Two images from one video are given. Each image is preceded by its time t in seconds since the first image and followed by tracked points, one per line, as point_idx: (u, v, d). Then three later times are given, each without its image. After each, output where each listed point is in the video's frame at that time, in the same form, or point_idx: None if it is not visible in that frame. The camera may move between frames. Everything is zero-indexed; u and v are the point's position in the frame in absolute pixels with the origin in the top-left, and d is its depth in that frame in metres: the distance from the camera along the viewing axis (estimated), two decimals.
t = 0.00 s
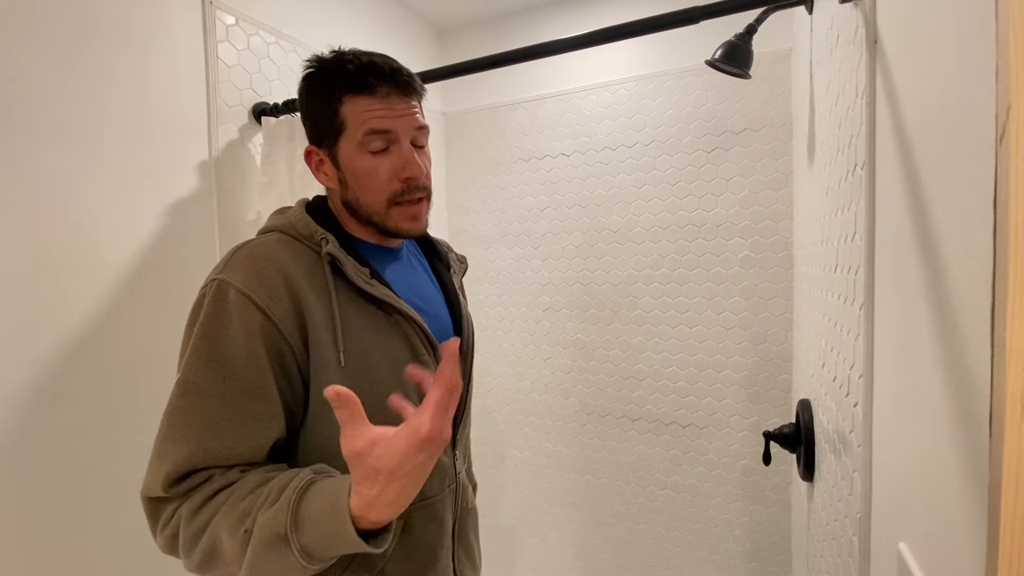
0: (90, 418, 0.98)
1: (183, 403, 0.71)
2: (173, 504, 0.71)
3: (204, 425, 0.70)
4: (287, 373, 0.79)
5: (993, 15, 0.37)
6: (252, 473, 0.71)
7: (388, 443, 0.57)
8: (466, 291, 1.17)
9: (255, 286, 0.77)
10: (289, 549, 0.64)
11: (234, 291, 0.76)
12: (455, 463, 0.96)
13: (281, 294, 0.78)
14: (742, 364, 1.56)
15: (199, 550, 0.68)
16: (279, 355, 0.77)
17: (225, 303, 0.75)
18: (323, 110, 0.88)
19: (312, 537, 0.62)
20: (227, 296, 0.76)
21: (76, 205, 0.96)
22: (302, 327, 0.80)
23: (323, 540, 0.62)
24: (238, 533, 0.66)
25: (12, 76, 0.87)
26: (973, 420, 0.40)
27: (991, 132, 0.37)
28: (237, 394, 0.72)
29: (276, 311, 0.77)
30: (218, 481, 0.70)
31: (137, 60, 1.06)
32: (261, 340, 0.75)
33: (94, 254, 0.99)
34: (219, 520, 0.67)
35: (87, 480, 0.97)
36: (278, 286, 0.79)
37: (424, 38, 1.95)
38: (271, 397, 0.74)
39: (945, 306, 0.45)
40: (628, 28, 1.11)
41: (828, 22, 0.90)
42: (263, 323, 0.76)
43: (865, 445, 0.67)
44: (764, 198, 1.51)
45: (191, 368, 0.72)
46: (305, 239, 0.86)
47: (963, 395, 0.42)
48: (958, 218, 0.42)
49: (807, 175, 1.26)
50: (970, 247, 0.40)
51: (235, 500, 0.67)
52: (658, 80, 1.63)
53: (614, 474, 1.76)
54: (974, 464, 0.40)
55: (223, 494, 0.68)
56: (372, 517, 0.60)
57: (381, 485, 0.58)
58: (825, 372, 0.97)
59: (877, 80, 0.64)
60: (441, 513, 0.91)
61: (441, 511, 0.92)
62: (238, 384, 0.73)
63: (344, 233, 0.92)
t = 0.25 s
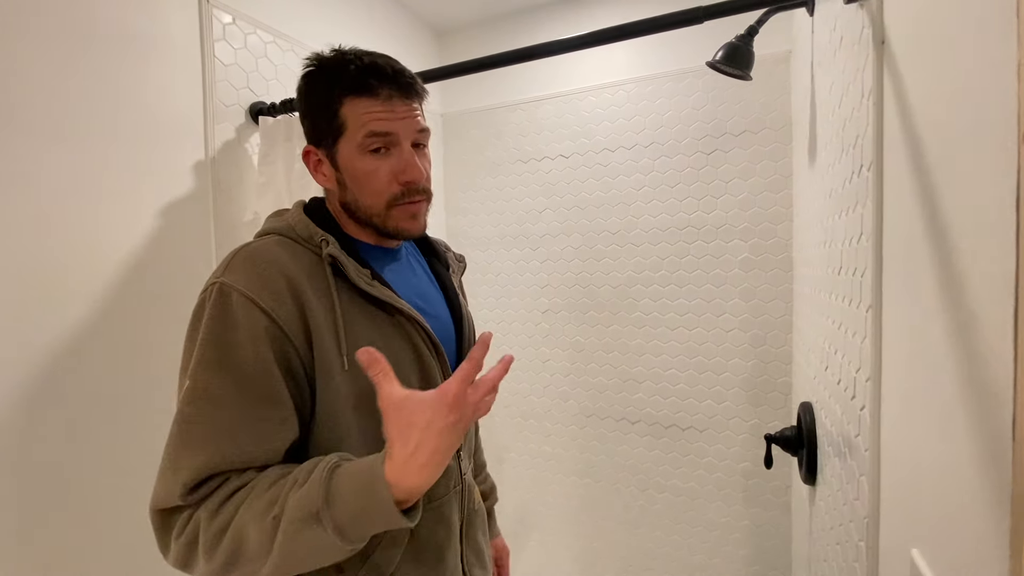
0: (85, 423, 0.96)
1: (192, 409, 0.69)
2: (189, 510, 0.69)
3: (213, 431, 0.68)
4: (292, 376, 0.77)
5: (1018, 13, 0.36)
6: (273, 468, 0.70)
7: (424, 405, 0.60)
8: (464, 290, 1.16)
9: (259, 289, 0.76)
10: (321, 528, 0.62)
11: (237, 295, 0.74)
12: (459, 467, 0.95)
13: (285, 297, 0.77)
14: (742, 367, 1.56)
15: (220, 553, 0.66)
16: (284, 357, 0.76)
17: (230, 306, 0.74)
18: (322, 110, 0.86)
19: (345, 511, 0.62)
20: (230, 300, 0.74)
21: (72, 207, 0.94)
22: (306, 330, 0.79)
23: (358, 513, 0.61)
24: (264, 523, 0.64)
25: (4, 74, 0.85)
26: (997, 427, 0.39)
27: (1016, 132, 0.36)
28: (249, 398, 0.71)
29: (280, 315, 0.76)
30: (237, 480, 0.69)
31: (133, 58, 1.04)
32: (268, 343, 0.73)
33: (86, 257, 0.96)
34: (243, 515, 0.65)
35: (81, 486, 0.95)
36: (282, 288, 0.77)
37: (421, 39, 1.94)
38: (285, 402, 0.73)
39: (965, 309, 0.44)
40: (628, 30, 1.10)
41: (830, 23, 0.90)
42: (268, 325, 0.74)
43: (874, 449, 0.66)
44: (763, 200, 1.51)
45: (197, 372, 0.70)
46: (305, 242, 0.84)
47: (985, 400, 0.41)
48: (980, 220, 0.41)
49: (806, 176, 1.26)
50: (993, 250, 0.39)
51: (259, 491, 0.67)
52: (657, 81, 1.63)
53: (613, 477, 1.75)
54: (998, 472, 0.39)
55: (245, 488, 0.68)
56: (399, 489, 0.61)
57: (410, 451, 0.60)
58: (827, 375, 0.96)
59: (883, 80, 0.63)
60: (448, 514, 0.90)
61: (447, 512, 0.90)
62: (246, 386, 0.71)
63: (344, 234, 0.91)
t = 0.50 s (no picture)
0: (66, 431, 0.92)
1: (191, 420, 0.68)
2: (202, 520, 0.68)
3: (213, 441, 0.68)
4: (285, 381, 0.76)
5: None
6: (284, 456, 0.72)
7: (426, 370, 0.82)
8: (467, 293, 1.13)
9: (253, 295, 0.74)
10: (359, 484, 0.69)
11: (229, 300, 0.72)
12: (457, 476, 0.92)
13: (279, 302, 0.76)
14: (743, 371, 1.53)
15: (252, 547, 0.67)
16: (278, 363, 0.75)
17: (222, 313, 0.72)
18: (330, 115, 0.81)
19: (378, 467, 0.70)
20: (222, 306, 0.72)
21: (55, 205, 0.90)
22: (300, 334, 0.77)
23: (390, 465, 0.71)
24: (299, 501, 0.68)
25: None
26: None
27: None
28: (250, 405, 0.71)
29: (274, 319, 0.75)
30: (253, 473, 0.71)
31: (119, 52, 1.00)
32: (263, 350, 0.72)
33: (62, 258, 0.92)
34: (273, 503, 0.68)
35: (62, 497, 0.91)
36: (275, 293, 0.76)
37: (418, 38, 1.91)
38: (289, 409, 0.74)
39: (1001, 313, 0.42)
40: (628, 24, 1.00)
41: (838, 20, 0.88)
42: (262, 332, 0.73)
43: (890, 457, 0.64)
44: (764, 203, 1.49)
45: (195, 383, 0.69)
46: (298, 246, 0.81)
47: None
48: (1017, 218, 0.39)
49: (807, 174, 1.24)
50: None
51: (282, 478, 0.69)
52: (657, 82, 1.61)
53: (612, 483, 1.72)
54: None
55: (266, 479, 0.70)
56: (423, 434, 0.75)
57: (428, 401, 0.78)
58: (835, 380, 0.94)
59: (900, 76, 0.61)
60: (445, 528, 0.87)
61: (445, 526, 0.87)
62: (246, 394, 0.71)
63: (340, 237, 0.88)
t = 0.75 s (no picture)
0: (44, 443, 0.87)
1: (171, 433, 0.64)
2: (185, 541, 0.65)
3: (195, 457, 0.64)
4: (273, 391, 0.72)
5: None
6: (272, 474, 0.68)
7: (424, 381, 0.78)
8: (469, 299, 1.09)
9: (241, 301, 0.70)
10: (350, 504, 0.65)
11: (216, 307, 0.68)
12: (454, 492, 0.88)
13: (268, 308, 0.72)
14: (746, 376, 1.50)
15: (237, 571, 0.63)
16: (266, 372, 0.71)
17: (208, 320, 0.68)
18: (340, 120, 0.77)
19: (370, 486, 0.66)
20: (208, 313, 0.68)
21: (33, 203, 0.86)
22: (290, 342, 0.73)
23: (383, 483, 0.67)
24: (286, 523, 0.64)
25: None
26: None
27: None
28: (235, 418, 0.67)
29: (263, 328, 0.71)
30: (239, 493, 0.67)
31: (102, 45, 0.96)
32: (251, 359, 0.68)
33: (60, 256, 0.90)
34: (257, 525, 0.64)
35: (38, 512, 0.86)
36: (264, 299, 0.72)
37: (415, 36, 1.88)
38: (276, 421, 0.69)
39: None
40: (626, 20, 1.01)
41: (852, 15, 0.85)
42: (250, 340, 0.69)
43: (916, 471, 0.61)
44: (767, 205, 1.46)
45: (178, 394, 0.65)
46: (291, 250, 0.77)
47: None
48: None
49: (814, 175, 1.21)
50: None
51: (268, 499, 0.65)
52: (658, 82, 1.58)
53: (613, 491, 1.68)
54: None
55: (252, 500, 0.66)
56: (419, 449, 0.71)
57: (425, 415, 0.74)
58: (847, 387, 0.91)
59: (927, 68, 0.58)
60: (441, 547, 0.83)
61: (440, 546, 0.83)
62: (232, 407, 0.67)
63: (336, 240, 0.84)
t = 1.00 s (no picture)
0: (17, 453, 0.82)
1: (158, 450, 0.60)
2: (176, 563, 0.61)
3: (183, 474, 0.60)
4: (269, 399, 0.68)
5: None
6: (268, 491, 0.64)
7: (431, 389, 0.74)
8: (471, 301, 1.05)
9: (234, 305, 0.66)
10: (353, 523, 0.61)
11: (208, 310, 0.64)
12: (458, 505, 0.84)
13: (265, 312, 0.67)
14: (753, 380, 1.46)
15: None
16: (261, 379, 0.67)
17: (198, 327, 0.64)
18: (348, 111, 0.73)
19: (373, 505, 0.62)
20: (199, 318, 0.64)
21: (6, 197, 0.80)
22: (288, 347, 0.68)
23: (387, 501, 0.63)
24: (284, 546, 0.60)
25: None
26: None
27: None
28: (227, 432, 0.63)
29: (258, 331, 0.66)
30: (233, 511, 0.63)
31: (85, 32, 0.91)
32: (245, 367, 0.64)
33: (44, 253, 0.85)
34: (253, 548, 0.60)
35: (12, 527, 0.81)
36: (260, 302, 0.67)
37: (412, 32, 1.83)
38: (272, 433, 0.65)
39: None
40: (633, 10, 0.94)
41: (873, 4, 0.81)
42: (244, 347, 0.65)
43: (956, 483, 0.57)
44: (775, 204, 1.43)
45: (164, 408, 0.61)
46: (288, 249, 0.73)
47: None
48: None
49: (825, 173, 1.18)
50: None
51: (264, 519, 0.61)
52: (662, 79, 1.54)
53: (615, 498, 1.64)
54: None
55: (249, 518, 0.62)
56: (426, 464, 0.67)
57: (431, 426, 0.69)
58: (868, 392, 0.87)
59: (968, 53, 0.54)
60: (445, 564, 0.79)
61: (445, 562, 0.79)
62: (223, 418, 0.63)
63: (336, 238, 0.79)
